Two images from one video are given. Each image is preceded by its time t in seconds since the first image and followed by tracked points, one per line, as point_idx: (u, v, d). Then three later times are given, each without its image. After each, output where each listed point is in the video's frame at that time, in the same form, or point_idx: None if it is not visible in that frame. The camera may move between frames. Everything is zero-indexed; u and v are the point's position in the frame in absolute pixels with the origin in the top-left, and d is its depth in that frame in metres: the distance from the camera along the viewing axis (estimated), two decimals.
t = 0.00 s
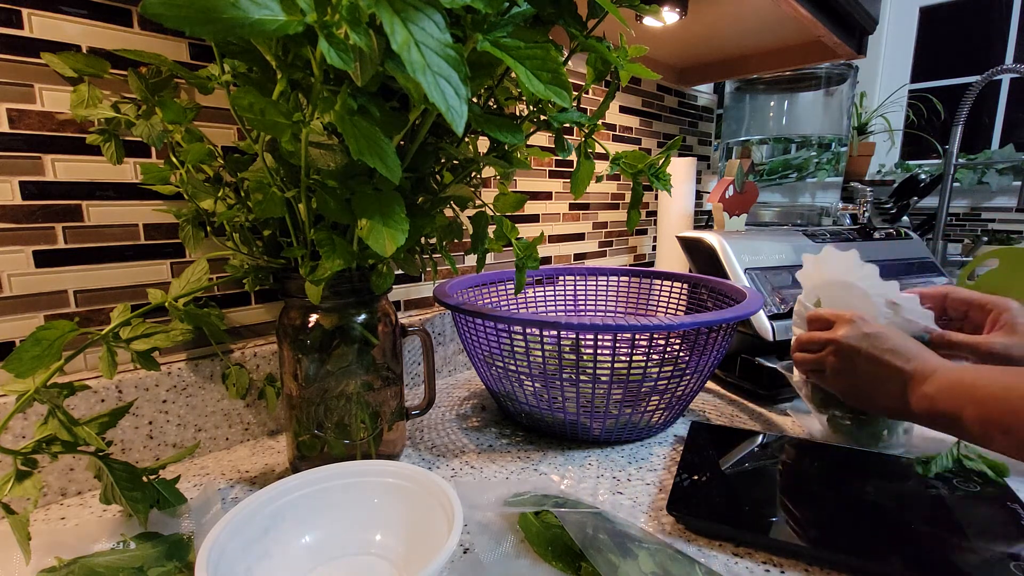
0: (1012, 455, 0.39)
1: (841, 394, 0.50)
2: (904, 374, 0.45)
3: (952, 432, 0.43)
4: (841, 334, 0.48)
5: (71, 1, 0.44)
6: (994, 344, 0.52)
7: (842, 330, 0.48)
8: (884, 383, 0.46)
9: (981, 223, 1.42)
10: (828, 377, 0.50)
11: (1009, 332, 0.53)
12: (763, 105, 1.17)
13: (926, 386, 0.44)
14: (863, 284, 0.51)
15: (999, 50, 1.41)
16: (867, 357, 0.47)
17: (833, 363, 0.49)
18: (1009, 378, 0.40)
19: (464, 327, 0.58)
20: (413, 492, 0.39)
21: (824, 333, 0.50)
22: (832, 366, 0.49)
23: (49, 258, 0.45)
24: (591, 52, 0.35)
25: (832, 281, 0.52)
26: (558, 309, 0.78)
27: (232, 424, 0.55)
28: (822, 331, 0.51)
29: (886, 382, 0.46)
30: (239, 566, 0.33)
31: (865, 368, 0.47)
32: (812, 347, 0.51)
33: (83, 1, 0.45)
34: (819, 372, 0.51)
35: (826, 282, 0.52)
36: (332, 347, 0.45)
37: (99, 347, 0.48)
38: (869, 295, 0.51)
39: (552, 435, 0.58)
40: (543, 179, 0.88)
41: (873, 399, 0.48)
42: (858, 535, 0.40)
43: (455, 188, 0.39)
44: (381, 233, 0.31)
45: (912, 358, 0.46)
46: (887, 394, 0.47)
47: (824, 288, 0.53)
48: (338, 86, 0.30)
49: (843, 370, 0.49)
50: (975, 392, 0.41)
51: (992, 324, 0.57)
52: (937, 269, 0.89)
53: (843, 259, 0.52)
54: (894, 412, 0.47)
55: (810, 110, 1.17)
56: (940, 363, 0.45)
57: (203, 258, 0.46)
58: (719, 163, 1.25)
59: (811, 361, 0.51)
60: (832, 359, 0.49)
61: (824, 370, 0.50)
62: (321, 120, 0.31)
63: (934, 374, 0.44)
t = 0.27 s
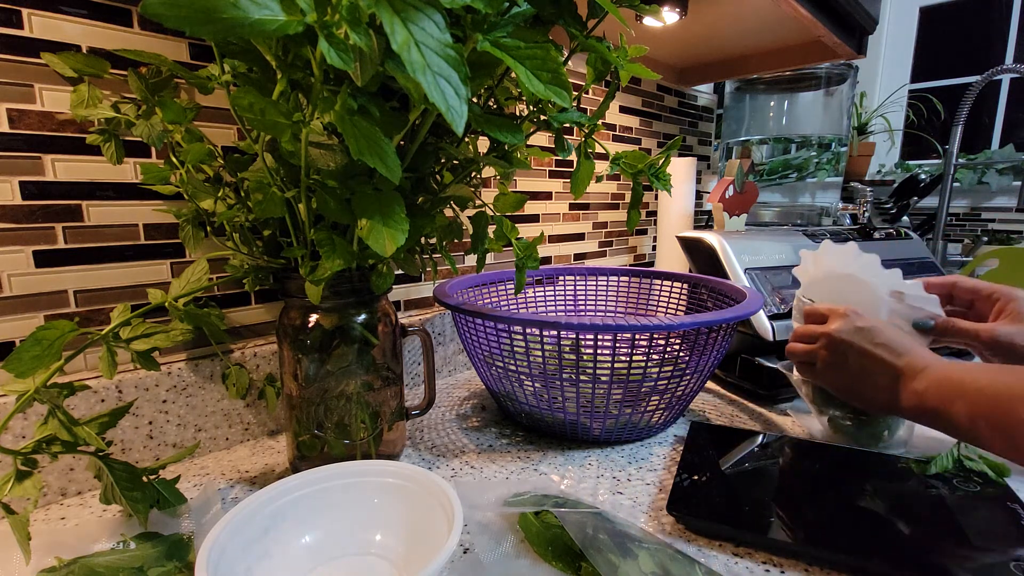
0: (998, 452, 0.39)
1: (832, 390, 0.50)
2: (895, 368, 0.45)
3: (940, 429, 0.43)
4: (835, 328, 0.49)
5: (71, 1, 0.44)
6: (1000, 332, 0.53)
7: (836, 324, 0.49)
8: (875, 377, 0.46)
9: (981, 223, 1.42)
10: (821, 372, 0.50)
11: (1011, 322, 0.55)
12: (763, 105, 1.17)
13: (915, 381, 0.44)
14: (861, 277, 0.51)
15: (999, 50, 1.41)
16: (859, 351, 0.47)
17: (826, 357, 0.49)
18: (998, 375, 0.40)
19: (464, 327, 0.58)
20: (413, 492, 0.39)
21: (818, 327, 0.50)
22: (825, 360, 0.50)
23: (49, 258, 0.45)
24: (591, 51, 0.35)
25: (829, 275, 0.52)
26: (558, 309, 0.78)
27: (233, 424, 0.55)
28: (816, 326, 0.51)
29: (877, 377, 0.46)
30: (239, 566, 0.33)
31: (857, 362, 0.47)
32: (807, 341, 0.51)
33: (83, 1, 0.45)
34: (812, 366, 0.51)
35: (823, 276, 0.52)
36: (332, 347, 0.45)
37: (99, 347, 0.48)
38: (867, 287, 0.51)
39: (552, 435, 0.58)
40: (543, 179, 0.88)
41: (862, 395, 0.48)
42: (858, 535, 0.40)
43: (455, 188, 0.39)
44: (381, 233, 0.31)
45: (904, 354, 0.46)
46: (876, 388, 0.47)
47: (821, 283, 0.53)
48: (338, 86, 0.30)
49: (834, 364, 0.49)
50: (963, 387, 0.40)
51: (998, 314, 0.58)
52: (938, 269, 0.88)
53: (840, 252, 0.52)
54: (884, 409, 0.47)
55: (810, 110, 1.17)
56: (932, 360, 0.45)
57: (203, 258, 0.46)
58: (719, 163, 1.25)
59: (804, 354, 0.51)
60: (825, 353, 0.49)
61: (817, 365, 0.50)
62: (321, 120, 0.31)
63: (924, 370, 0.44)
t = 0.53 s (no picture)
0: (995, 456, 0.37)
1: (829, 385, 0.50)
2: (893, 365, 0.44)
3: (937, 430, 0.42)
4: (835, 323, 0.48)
5: (71, 1, 0.44)
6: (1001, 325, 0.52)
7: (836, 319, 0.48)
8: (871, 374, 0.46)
9: (981, 222, 1.42)
10: (820, 367, 0.50)
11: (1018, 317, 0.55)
12: (763, 105, 1.17)
13: (913, 380, 0.43)
14: (866, 266, 0.50)
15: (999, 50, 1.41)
16: (857, 346, 0.46)
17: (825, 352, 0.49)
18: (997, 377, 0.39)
19: (464, 327, 0.58)
20: (413, 492, 0.39)
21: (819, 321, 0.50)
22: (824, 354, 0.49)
23: (49, 258, 0.45)
24: (591, 51, 0.35)
25: (829, 264, 0.51)
26: (558, 308, 0.78)
27: (233, 424, 0.55)
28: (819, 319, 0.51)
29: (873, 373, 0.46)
30: (240, 566, 0.33)
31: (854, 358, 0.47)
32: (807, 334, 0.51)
33: (83, 1, 0.45)
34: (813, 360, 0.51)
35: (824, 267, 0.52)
36: (332, 347, 0.45)
37: (99, 347, 0.48)
38: (870, 280, 0.49)
39: (552, 435, 0.58)
40: (543, 179, 0.88)
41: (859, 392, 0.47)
42: (858, 535, 0.40)
43: (455, 188, 0.39)
44: (381, 233, 0.31)
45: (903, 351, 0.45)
46: (872, 384, 0.46)
47: (823, 272, 0.52)
48: (338, 86, 0.30)
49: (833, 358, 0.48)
50: (960, 387, 0.39)
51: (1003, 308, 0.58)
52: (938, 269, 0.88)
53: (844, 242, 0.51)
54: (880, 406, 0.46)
55: (810, 110, 1.17)
56: (932, 358, 0.44)
57: (203, 258, 0.46)
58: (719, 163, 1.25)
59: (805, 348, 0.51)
60: (823, 347, 0.49)
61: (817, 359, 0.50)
62: (321, 119, 0.31)
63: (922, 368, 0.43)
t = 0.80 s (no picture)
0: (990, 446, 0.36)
1: (829, 371, 0.49)
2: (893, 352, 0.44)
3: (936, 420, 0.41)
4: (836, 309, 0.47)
5: (71, 1, 0.44)
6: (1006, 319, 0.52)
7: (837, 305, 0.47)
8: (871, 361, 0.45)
9: (981, 222, 1.42)
10: (819, 353, 0.49)
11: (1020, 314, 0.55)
12: (762, 105, 1.17)
13: (912, 369, 0.42)
14: (875, 253, 0.48)
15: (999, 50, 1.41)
16: (856, 332, 0.45)
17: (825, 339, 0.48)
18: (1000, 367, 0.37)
19: (465, 327, 0.58)
20: (413, 492, 0.39)
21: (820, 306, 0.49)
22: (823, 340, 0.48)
23: (49, 258, 0.45)
24: (591, 51, 0.35)
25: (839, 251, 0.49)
26: (558, 308, 0.78)
27: (233, 424, 0.55)
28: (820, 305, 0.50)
29: (872, 360, 0.45)
30: (239, 566, 0.33)
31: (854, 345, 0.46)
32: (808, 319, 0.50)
33: (83, 1, 0.45)
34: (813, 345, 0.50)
35: (829, 251, 0.50)
36: (332, 347, 0.45)
37: (99, 347, 0.48)
38: (877, 267, 0.48)
39: (552, 435, 0.58)
40: (543, 179, 0.88)
41: (859, 379, 0.46)
42: (858, 535, 0.40)
43: (455, 188, 0.39)
44: (381, 233, 0.31)
45: (905, 338, 0.44)
46: (871, 371, 0.45)
47: (830, 258, 0.50)
48: (338, 86, 0.30)
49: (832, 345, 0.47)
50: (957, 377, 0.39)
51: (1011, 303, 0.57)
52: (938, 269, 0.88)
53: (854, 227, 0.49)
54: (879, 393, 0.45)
55: (810, 110, 1.17)
56: (935, 345, 0.43)
57: (203, 258, 0.46)
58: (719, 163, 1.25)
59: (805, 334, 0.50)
60: (823, 334, 0.48)
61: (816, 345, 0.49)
62: (321, 119, 0.31)
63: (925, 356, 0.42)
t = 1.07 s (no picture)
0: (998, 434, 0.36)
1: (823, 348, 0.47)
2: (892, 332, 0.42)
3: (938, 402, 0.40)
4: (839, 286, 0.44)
5: (71, 1, 0.44)
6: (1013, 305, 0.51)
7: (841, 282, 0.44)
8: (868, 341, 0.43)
9: (981, 223, 1.42)
10: (815, 329, 0.47)
11: None
12: (762, 105, 1.17)
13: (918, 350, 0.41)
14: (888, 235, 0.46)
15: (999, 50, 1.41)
16: (859, 310, 0.43)
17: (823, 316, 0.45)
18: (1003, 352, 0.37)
19: (464, 327, 0.58)
20: (413, 492, 0.39)
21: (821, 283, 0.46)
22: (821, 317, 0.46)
23: (49, 258, 0.45)
24: (591, 52, 0.35)
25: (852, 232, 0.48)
26: (558, 308, 0.78)
27: (233, 423, 0.55)
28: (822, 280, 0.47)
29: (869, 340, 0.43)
30: (239, 566, 0.33)
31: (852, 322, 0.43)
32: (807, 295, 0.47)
33: (83, 1, 0.45)
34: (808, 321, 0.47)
35: (838, 232, 0.48)
36: (332, 347, 0.45)
37: (99, 347, 0.48)
38: (885, 247, 0.46)
39: (552, 435, 0.58)
40: (543, 179, 0.88)
41: (854, 357, 0.45)
42: (858, 536, 0.40)
43: (455, 188, 0.39)
44: (381, 233, 0.31)
45: (909, 318, 0.42)
46: (867, 351, 0.43)
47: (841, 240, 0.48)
48: (339, 86, 0.30)
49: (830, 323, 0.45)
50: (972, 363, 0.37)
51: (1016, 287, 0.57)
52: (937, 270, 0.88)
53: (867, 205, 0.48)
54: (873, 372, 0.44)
55: (810, 110, 1.17)
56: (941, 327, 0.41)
57: (203, 258, 0.46)
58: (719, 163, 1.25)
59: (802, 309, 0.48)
60: (821, 310, 0.45)
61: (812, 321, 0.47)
62: (321, 119, 0.31)
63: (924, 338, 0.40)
